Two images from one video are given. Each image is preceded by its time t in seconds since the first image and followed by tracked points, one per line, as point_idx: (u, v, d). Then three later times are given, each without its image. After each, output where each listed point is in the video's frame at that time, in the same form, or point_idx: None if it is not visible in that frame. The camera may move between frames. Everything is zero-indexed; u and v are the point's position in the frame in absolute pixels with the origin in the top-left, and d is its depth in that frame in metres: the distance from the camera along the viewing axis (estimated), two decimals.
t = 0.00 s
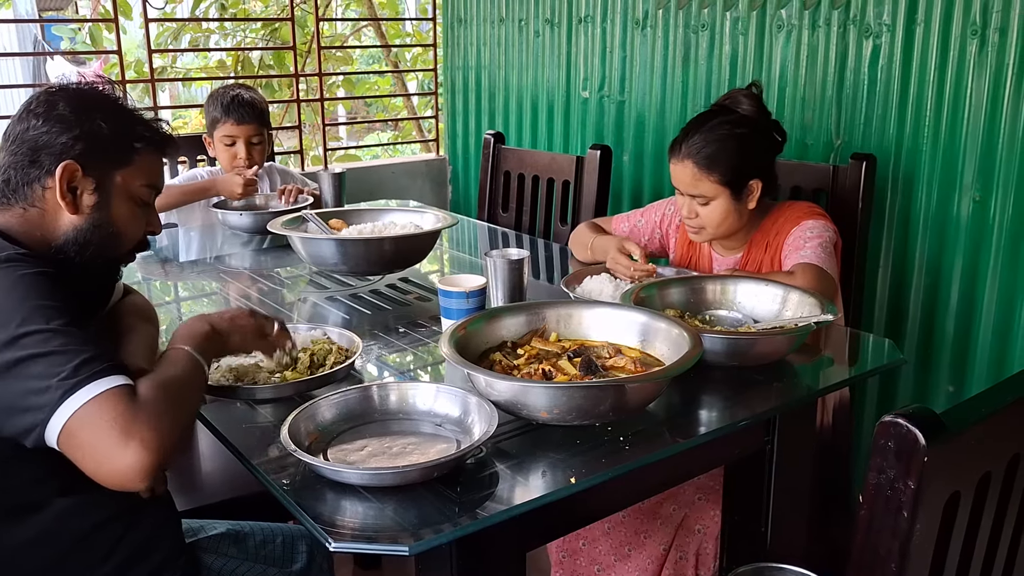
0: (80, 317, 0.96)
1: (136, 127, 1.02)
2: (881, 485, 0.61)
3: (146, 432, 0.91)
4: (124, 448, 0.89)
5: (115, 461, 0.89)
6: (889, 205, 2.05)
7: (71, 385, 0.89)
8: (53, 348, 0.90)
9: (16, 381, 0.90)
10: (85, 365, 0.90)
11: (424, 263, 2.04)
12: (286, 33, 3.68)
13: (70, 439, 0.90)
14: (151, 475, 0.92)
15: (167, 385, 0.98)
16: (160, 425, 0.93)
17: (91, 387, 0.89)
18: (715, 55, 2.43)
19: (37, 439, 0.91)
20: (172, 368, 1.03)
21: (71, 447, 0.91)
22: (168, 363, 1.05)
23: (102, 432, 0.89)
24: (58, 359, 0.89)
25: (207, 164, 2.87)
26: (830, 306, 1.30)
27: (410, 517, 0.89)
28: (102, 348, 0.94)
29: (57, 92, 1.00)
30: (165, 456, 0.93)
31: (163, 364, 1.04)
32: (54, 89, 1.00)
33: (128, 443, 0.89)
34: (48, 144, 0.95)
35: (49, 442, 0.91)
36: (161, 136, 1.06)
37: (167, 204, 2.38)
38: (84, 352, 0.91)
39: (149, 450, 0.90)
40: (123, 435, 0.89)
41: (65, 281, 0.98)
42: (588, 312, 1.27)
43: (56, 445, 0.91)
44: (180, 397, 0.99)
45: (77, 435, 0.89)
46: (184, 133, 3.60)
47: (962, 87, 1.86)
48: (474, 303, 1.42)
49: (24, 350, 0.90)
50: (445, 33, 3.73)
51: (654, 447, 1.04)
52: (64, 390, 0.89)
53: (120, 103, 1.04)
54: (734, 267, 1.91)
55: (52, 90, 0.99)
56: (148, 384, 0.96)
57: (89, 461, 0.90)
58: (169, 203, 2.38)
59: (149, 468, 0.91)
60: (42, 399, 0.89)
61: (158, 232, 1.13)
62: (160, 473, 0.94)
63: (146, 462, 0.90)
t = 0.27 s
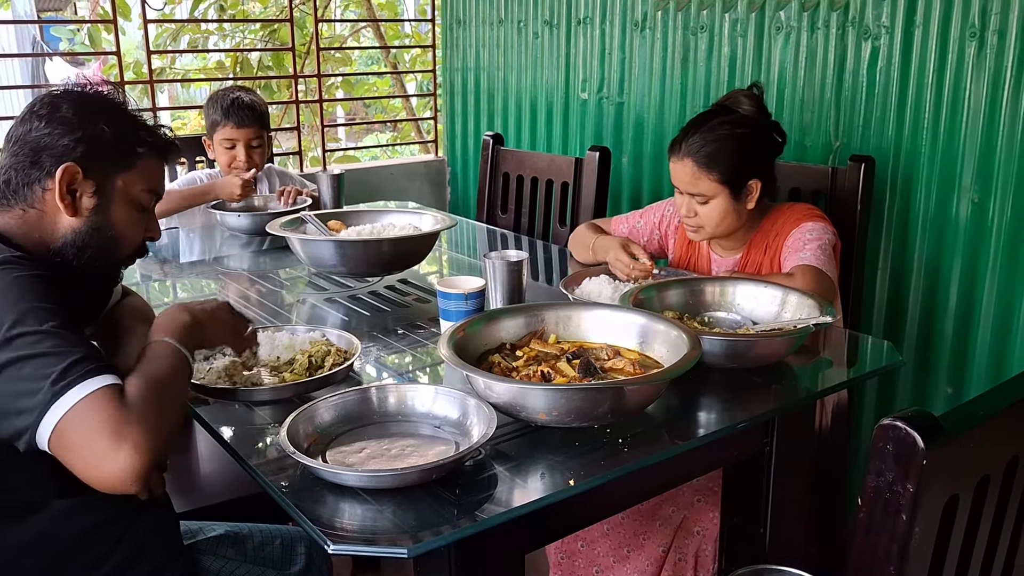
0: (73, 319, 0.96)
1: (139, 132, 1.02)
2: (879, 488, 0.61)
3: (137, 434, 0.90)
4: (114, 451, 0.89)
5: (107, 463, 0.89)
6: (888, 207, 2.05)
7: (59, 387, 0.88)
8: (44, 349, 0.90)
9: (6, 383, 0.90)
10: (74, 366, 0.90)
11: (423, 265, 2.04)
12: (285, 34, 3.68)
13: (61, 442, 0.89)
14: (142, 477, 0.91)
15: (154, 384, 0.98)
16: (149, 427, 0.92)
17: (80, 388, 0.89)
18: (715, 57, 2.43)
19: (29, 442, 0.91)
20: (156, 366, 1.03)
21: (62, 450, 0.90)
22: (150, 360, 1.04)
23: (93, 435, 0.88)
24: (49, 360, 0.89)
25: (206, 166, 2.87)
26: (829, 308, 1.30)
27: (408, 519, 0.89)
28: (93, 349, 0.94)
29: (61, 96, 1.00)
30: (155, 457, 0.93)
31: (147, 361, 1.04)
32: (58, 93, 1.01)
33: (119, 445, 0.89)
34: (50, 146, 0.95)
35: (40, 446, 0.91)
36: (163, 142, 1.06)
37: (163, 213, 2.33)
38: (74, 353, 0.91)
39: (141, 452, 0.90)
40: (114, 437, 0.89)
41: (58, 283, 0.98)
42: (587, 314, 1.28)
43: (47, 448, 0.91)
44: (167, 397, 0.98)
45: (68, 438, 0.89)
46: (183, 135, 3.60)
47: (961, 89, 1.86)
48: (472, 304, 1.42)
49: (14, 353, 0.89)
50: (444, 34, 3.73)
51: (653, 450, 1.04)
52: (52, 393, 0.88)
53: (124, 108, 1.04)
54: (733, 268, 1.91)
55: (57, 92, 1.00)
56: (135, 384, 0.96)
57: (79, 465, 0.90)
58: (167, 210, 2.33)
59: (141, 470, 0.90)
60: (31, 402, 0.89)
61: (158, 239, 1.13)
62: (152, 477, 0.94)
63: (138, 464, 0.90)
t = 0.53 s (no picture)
0: (69, 320, 0.95)
1: (140, 134, 1.03)
2: (878, 489, 0.61)
3: (132, 437, 0.90)
4: (108, 455, 0.88)
5: (100, 466, 0.88)
6: (887, 208, 2.05)
7: (55, 389, 0.88)
8: (40, 350, 0.89)
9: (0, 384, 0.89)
10: (70, 368, 0.89)
11: (421, 265, 2.04)
12: (285, 34, 3.68)
13: (55, 444, 0.89)
14: (136, 480, 0.91)
15: (154, 390, 0.98)
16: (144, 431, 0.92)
17: (75, 391, 0.89)
18: (714, 58, 2.43)
19: (21, 444, 0.90)
20: (154, 373, 1.01)
21: (55, 453, 0.90)
22: (149, 367, 1.03)
23: (87, 437, 0.88)
24: (44, 361, 0.89)
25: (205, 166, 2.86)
26: (828, 308, 1.30)
27: (407, 520, 0.89)
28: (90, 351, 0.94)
29: (63, 98, 1.00)
30: (150, 461, 0.92)
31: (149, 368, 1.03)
32: (61, 95, 1.01)
33: (113, 449, 0.88)
34: (51, 146, 0.95)
35: (33, 448, 0.91)
36: (164, 145, 1.07)
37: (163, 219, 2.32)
38: (71, 355, 0.90)
39: (135, 454, 0.89)
40: (108, 440, 0.88)
41: (57, 283, 0.98)
42: (586, 315, 1.28)
43: (40, 450, 0.90)
44: (166, 402, 0.98)
45: (61, 440, 0.88)
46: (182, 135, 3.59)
47: (960, 90, 1.86)
48: (472, 305, 1.42)
49: (9, 353, 0.89)
50: (444, 34, 3.73)
51: (652, 450, 1.04)
52: (47, 394, 0.88)
53: (126, 111, 1.05)
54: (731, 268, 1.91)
55: (60, 93, 1.00)
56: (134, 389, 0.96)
57: (72, 468, 0.89)
58: (165, 217, 2.33)
59: (135, 472, 0.90)
60: (26, 402, 0.88)
61: (157, 241, 1.13)
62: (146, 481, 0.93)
63: (132, 466, 0.89)
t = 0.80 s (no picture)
0: (82, 322, 0.96)
1: (145, 139, 1.03)
2: (878, 491, 0.61)
3: (156, 441, 0.91)
4: (134, 457, 0.89)
5: (125, 470, 0.90)
6: (887, 209, 2.05)
7: (78, 393, 0.89)
8: (58, 356, 0.89)
9: (20, 389, 0.90)
10: (91, 373, 0.90)
11: (421, 266, 2.04)
12: (284, 37, 3.65)
13: (79, 447, 0.90)
14: (160, 484, 0.92)
15: (168, 392, 0.99)
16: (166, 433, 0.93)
17: (99, 395, 0.89)
18: (714, 59, 2.43)
19: (44, 447, 0.91)
20: (167, 375, 1.03)
21: (79, 456, 0.91)
22: (161, 369, 1.05)
23: (112, 441, 0.89)
24: (64, 366, 0.89)
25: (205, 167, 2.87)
26: (828, 310, 1.30)
27: (407, 522, 0.89)
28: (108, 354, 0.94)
29: (69, 100, 1.00)
30: (172, 464, 0.94)
31: (159, 370, 1.04)
32: (65, 97, 1.01)
33: (139, 452, 0.90)
34: (56, 150, 0.95)
35: (55, 451, 0.91)
36: (168, 150, 1.07)
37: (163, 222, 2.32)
38: (90, 360, 0.91)
39: (160, 459, 0.91)
40: (134, 444, 0.89)
41: (66, 287, 0.97)
42: (586, 316, 1.28)
43: (63, 453, 0.91)
44: (181, 405, 0.99)
45: (85, 444, 0.89)
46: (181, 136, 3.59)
47: (960, 91, 1.86)
48: (472, 306, 1.42)
49: (28, 358, 0.89)
50: (443, 36, 3.73)
51: (652, 452, 1.04)
52: (71, 398, 0.88)
53: (130, 113, 1.05)
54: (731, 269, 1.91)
55: (65, 96, 1.00)
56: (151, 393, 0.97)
57: (97, 470, 0.90)
58: (165, 219, 2.33)
59: (159, 476, 0.91)
60: (48, 407, 0.89)
61: (158, 245, 1.13)
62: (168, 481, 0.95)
63: (156, 471, 0.91)
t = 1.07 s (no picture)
0: (84, 316, 0.95)
1: (151, 144, 1.03)
2: (883, 497, 0.60)
3: (167, 428, 0.91)
4: (146, 443, 0.89)
5: (139, 455, 0.89)
6: (889, 212, 2.05)
7: (91, 377, 0.89)
8: (66, 346, 0.89)
9: (26, 381, 0.89)
10: (100, 360, 0.90)
11: (422, 268, 2.04)
12: (285, 37, 3.67)
13: (89, 433, 0.89)
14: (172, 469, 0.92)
15: (180, 384, 0.99)
16: (177, 420, 0.93)
17: (111, 381, 0.89)
18: (715, 61, 2.43)
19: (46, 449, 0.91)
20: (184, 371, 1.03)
21: (89, 443, 0.90)
22: (179, 364, 1.05)
23: (124, 426, 0.89)
24: (72, 355, 0.89)
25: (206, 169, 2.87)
26: (830, 313, 1.30)
27: (409, 526, 0.89)
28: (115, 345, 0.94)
29: (75, 105, 1.00)
30: (183, 451, 0.94)
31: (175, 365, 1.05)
32: (72, 101, 1.01)
33: (150, 437, 0.90)
34: (62, 153, 0.95)
35: (65, 441, 0.90)
36: (174, 155, 1.07)
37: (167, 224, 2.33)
38: (97, 348, 0.91)
39: (172, 443, 0.91)
40: (147, 429, 0.90)
41: (65, 285, 0.97)
42: (588, 320, 1.28)
43: (73, 443, 0.91)
44: (193, 396, 1.00)
45: (96, 431, 0.89)
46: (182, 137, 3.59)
47: (962, 94, 1.86)
48: (473, 310, 1.42)
49: (37, 349, 0.89)
50: (444, 37, 3.74)
51: (654, 456, 1.04)
52: (84, 382, 0.88)
53: (136, 117, 1.04)
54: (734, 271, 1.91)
55: (70, 100, 1.00)
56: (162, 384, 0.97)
57: (108, 455, 0.90)
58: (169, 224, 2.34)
59: (171, 461, 0.91)
60: (57, 395, 0.88)
61: (161, 249, 1.13)
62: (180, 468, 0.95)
63: (169, 455, 0.91)
